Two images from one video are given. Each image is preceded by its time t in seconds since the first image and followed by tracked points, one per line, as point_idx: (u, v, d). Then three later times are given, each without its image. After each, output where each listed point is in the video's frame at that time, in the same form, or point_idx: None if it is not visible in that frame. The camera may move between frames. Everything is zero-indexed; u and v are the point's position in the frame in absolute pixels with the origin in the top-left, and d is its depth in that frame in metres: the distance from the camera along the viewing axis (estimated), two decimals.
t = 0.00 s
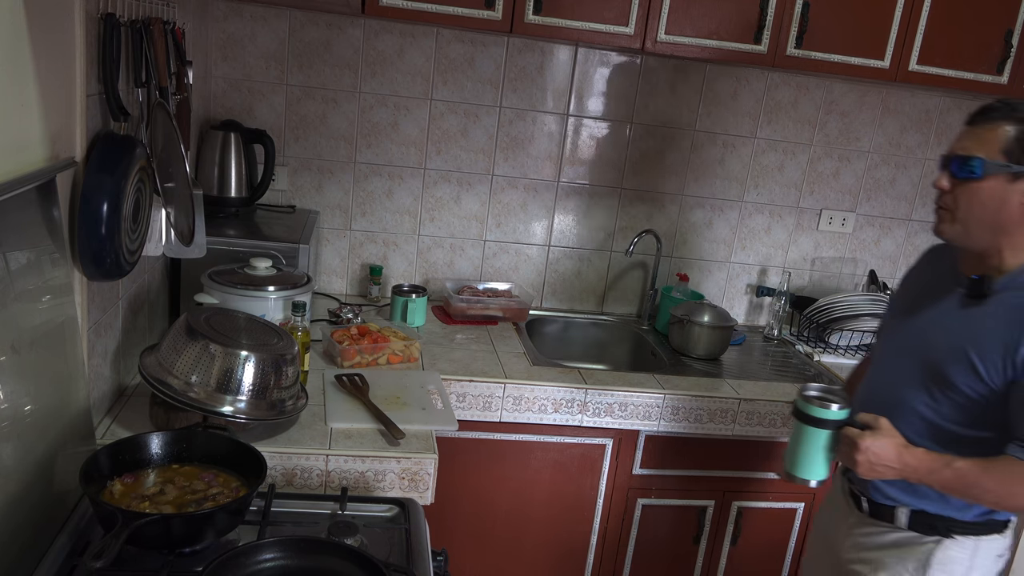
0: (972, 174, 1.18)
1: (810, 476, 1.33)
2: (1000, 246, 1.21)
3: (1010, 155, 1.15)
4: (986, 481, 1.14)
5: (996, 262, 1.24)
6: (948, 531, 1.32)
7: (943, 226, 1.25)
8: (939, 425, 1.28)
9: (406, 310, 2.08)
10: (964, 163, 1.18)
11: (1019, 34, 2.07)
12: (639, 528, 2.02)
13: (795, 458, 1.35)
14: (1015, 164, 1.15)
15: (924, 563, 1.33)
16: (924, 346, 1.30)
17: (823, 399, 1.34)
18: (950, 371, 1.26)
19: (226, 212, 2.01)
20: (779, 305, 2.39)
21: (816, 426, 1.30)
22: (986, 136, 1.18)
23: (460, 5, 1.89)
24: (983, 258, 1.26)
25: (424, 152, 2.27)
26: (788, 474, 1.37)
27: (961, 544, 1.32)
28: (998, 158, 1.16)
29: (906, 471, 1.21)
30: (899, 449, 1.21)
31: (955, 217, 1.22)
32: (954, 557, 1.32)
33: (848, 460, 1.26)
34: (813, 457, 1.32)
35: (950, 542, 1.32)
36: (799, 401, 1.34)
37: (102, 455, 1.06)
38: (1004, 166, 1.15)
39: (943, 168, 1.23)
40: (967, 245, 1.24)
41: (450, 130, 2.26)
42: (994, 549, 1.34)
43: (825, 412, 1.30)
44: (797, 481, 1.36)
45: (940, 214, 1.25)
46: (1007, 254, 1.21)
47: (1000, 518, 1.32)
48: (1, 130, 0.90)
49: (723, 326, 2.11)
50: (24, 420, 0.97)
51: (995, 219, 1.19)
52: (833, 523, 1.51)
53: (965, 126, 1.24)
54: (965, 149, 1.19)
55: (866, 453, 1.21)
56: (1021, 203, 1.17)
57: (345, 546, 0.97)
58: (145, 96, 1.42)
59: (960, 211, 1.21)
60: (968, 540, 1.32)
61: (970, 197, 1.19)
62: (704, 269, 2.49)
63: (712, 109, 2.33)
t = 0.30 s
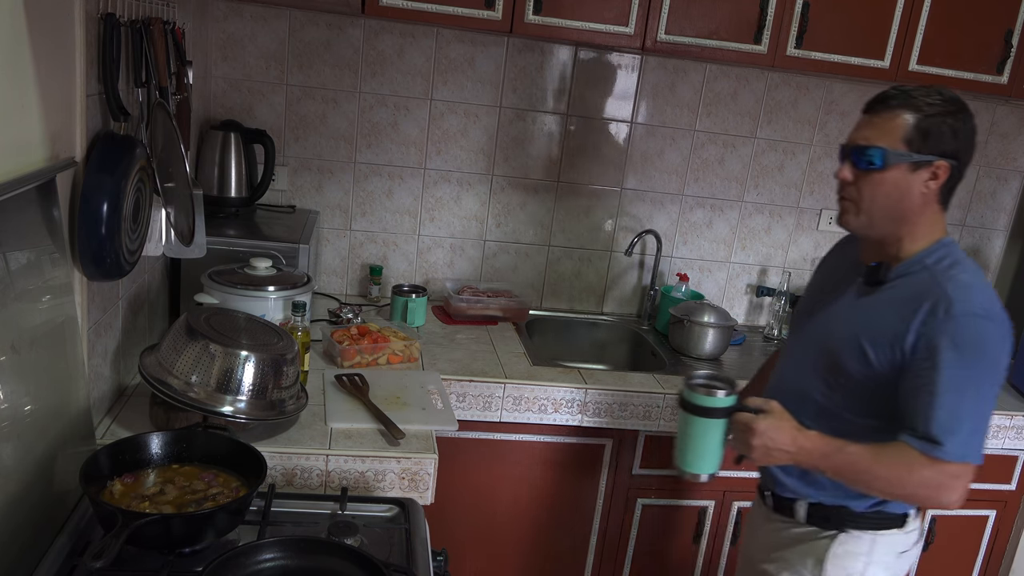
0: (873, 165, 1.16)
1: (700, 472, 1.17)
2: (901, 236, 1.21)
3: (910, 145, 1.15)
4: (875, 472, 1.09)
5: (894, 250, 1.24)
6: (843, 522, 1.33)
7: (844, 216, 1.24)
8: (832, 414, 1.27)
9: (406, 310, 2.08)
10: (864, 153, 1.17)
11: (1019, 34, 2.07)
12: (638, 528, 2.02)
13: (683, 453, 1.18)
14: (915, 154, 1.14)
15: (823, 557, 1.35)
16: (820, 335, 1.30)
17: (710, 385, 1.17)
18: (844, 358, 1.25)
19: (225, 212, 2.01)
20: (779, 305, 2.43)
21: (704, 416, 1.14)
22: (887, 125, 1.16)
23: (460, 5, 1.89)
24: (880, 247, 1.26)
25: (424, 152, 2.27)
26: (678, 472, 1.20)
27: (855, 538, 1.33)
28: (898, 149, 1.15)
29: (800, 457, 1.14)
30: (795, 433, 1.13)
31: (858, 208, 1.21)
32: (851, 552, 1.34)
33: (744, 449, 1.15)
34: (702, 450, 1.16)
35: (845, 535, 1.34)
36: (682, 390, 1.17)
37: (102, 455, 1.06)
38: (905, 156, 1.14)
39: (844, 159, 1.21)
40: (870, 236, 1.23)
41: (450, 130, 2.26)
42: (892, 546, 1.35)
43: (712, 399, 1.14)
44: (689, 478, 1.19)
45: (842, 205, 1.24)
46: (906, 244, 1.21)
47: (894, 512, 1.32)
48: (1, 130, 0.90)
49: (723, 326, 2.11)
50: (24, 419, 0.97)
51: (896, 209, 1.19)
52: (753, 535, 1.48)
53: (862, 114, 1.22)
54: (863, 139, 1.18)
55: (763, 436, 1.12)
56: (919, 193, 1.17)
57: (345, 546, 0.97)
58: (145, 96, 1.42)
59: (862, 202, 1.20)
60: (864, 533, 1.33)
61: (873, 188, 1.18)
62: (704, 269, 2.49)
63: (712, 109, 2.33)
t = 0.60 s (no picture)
0: (780, 156, 1.14)
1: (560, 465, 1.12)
2: (813, 229, 1.19)
3: (817, 135, 1.12)
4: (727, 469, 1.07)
5: (803, 245, 1.22)
6: (738, 520, 1.30)
7: (757, 210, 1.22)
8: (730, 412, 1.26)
9: (406, 310, 2.08)
10: (771, 145, 1.15)
11: (1019, 34, 2.07)
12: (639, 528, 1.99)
13: (540, 446, 1.13)
14: (822, 144, 1.12)
15: (721, 555, 1.31)
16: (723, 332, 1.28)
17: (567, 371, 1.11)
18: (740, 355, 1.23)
19: (225, 212, 2.01)
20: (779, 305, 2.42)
21: (560, 405, 1.09)
22: (794, 116, 1.13)
23: (461, 5, 1.89)
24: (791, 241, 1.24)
25: (424, 152, 2.27)
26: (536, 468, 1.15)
27: (752, 538, 1.29)
28: (805, 139, 1.12)
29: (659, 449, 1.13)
30: (655, 423, 1.12)
31: (769, 202, 1.19)
32: (750, 553, 1.30)
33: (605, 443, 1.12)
34: (559, 441, 1.11)
35: (741, 535, 1.30)
36: (537, 379, 1.11)
37: (102, 455, 1.06)
38: (812, 147, 1.12)
39: (754, 152, 1.19)
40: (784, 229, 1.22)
41: (451, 130, 2.26)
42: (793, 550, 1.30)
43: (568, 385, 1.09)
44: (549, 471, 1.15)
45: (755, 200, 1.22)
46: (817, 237, 1.19)
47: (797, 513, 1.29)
48: (1, 129, 0.90)
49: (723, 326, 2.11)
50: (24, 419, 0.97)
51: (807, 201, 1.17)
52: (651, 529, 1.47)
53: (773, 104, 1.19)
54: (773, 131, 1.15)
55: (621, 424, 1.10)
56: (829, 184, 1.15)
57: (346, 546, 0.97)
58: (145, 96, 1.42)
59: (773, 195, 1.18)
60: (760, 534, 1.29)
61: (781, 180, 1.16)
62: (704, 269, 2.49)
63: (712, 109, 2.33)
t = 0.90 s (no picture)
0: (691, 147, 1.12)
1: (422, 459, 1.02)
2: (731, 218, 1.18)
3: (724, 123, 1.10)
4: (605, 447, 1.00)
5: (721, 233, 1.21)
6: (661, 514, 1.29)
7: (673, 201, 1.20)
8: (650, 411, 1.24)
9: (406, 310, 2.09)
10: (682, 136, 1.12)
11: (1019, 34, 2.07)
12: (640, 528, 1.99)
13: (399, 441, 1.02)
14: (730, 132, 1.10)
15: (646, 551, 1.31)
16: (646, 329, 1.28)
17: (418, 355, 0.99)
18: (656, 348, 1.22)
19: (225, 212, 2.01)
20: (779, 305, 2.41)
21: (412, 393, 0.98)
22: (701, 104, 1.11)
23: (460, 5, 1.89)
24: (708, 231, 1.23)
25: (424, 152, 2.27)
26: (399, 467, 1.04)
27: (674, 534, 1.29)
28: (712, 128, 1.10)
29: (523, 425, 1.04)
30: (518, 397, 1.03)
31: (684, 194, 1.18)
32: (672, 548, 1.29)
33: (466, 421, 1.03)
34: (418, 433, 1.00)
35: (663, 530, 1.30)
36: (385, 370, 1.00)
37: (102, 455, 1.06)
38: (720, 135, 1.10)
39: (665, 142, 1.16)
40: (703, 220, 1.21)
41: (450, 130, 2.26)
42: (715, 544, 1.29)
43: (417, 371, 0.97)
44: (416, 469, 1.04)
45: (670, 191, 1.20)
46: (733, 227, 1.19)
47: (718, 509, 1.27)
48: (2, 129, 0.90)
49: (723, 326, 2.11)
50: (24, 420, 0.97)
51: (722, 190, 1.16)
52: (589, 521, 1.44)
53: (681, 92, 1.16)
54: (681, 121, 1.13)
55: (481, 396, 1.01)
56: (741, 171, 1.13)
57: (346, 546, 0.97)
58: (146, 96, 1.42)
59: (688, 186, 1.17)
60: (681, 529, 1.29)
61: (694, 170, 1.14)
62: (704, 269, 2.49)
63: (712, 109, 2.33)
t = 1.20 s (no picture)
0: (610, 133, 1.11)
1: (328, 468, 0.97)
2: (654, 201, 1.18)
3: (641, 107, 1.10)
4: (504, 409, 0.94)
5: (643, 216, 1.21)
6: (590, 490, 1.28)
7: (597, 187, 1.20)
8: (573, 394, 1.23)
9: (406, 310, 2.09)
10: (600, 124, 1.11)
11: (1019, 34, 2.07)
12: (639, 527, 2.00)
13: (297, 455, 0.97)
14: (647, 115, 1.10)
15: (569, 525, 1.32)
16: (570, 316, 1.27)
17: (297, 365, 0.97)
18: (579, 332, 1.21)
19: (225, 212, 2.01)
20: (779, 305, 2.41)
21: (299, 401, 0.94)
22: (617, 90, 1.11)
23: (460, 5, 1.89)
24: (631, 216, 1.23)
25: (424, 152, 2.27)
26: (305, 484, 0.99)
27: (599, 510, 1.30)
28: (629, 113, 1.10)
29: (426, 412, 0.96)
30: (415, 382, 0.97)
31: (607, 179, 1.17)
32: (596, 524, 1.30)
33: (366, 417, 0.96)
34: (315, 443, 0.96)
35: (589, 506, 1.30)
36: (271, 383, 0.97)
37: (103, 455, 1.06)
38: (638, 119, 1.10)
39: (585, 131, 1.15)
40: (628, 204, 1.20)
41: (450, 131, 2.26)
42: (638, 521, 1.30)
43: (303, 376, 0.95)
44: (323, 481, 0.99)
45: (593, 179, 1.20)
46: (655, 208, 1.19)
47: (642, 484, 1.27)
48: (2, 129, 0.90)
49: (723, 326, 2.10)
50: (24, 420, 0.97)
51: (643, 174, 1.15)
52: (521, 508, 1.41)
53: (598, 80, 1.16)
54: (599, 110, 1.12)
55: (374, 384, 0.96)
56: (660, 153, 1.13)
57: (346, 546, 0.98)
58: (146, 96, 1.42)
59: (610, 171, 1.16)
60: (608, 505, 1.29)
61: (615, 156, 1.14)
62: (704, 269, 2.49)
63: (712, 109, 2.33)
